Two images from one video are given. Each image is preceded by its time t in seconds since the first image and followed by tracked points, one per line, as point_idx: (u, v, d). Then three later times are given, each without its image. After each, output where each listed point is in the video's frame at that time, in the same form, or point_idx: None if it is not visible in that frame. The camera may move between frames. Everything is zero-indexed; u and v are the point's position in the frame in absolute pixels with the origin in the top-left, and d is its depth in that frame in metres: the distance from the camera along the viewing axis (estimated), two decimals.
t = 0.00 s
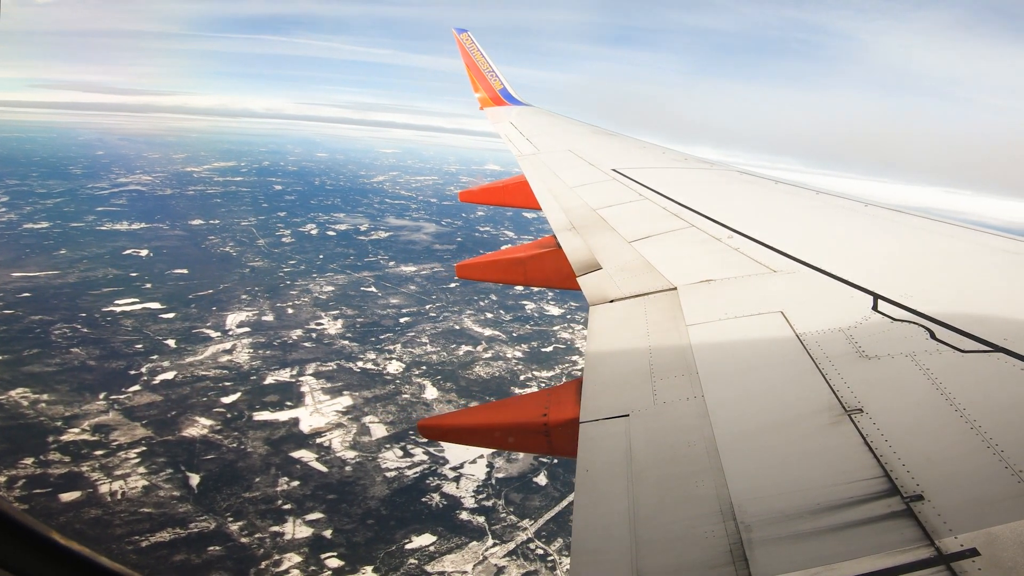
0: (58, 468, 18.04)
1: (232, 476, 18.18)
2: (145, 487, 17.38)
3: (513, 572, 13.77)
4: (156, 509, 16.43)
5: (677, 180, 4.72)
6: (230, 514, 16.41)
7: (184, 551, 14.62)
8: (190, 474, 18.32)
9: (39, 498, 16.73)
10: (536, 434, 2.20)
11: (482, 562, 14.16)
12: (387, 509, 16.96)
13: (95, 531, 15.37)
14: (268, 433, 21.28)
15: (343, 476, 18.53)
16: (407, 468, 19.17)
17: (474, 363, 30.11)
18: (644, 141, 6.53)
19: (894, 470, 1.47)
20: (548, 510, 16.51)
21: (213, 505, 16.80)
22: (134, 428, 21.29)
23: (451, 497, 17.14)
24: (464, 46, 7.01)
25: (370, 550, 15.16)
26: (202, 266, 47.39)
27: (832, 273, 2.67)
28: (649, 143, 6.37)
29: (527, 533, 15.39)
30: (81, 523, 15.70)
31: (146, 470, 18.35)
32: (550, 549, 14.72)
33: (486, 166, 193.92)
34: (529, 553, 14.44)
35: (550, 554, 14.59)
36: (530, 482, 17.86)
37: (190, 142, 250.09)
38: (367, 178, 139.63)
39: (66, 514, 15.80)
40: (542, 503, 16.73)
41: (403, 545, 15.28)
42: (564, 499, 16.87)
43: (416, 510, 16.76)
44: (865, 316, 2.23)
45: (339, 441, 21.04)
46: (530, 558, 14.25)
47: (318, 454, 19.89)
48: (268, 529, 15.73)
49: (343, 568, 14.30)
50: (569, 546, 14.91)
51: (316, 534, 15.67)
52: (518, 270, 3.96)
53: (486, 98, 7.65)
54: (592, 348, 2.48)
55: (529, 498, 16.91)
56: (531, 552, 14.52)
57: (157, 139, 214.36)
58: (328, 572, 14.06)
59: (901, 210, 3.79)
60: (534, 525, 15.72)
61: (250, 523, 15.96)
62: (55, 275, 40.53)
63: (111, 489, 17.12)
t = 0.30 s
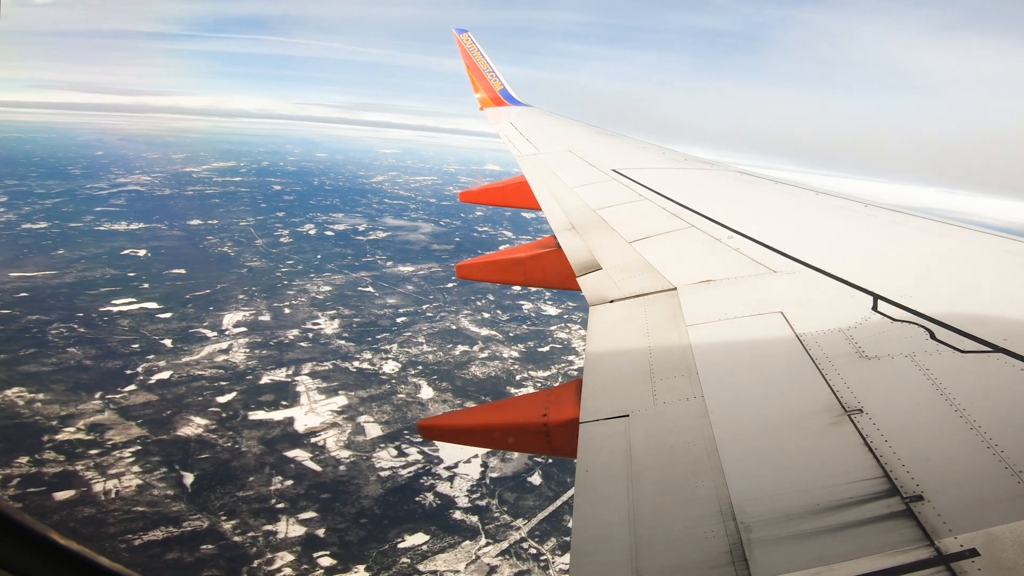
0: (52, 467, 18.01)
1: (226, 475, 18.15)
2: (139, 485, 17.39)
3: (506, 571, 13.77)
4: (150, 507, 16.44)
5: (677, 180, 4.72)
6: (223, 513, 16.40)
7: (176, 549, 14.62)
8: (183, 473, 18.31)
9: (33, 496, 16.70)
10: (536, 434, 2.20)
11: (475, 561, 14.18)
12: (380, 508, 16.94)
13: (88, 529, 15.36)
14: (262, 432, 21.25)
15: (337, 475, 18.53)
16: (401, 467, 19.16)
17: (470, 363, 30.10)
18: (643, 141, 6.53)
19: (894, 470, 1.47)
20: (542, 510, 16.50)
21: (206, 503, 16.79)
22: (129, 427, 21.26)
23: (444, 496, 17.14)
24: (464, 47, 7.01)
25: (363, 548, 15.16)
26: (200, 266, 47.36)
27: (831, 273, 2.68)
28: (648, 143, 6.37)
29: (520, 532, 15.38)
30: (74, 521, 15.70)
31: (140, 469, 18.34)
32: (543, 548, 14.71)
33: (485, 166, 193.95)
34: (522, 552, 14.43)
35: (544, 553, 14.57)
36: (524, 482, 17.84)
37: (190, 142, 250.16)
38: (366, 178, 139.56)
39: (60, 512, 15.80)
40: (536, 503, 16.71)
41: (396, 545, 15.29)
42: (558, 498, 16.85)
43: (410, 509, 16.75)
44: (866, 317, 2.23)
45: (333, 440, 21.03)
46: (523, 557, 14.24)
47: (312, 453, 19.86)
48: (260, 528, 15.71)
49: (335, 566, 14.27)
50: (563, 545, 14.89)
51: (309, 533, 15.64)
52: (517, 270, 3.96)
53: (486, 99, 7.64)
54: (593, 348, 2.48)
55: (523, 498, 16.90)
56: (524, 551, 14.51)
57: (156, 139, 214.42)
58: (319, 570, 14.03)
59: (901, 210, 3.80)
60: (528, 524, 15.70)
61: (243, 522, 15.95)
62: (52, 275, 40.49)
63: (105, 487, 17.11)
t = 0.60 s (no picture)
0: (47, 466, 18.02)
1: (220, 474, 18.15)
2: (133, 484, 17.38)
3: (498, 571, 13.80)
4: (143, 506, 16.46)
5: (677, 180, 4.72)
6: (217, 512, 16.42)
7: (169, 548, 14.65)
8: (177, 472, 18.32)
9: (27, 495, 16.71)
10: (536, 434, 2.20)
11: (467, 560, 14.23)
12: (374, 507, 16.97)
13: (82, 527, 15.36)
14: (257, 431, 21.26)
15: (331, 475, 18.55)
16: (395, 467, 19.19)
17: (466, 363, 30.09)
18: (642, 142, 6.53)
19: (893, 470, 1.47)
20: (535, 509, 16.47)
21: (200, 503, 16.81)
22: (124, 426, 21.27)
23: (438, 495, 17.16)
24: (464, 47, 7.02)
25: (356, 547, 15.18)
26: (198, 266, 47.38)
27: (831, 273, 2.68)
28: (648, 143, 6.37)
29: (513, 532, 15.37)
30: (68, 519, 15.71)
31: (134, 468, 18.34)
32: (536, 548, 14.68)
33: (484, 166, 193.97)
34: (515, 552, 14.44)
35: (536, 553, 14.56)
36: (518, 481, 17.82)
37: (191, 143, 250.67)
38: (366, 178, 139.66)
39: (54, 510, 15.82)
40: (530, 502, 16.69)
41: (389, 544, 15.31)
42: (551, 498, 16.82)
43: (403, 508, 16.78)
44: (866, 317, 2.23)
45: (327, 440, 21.05)
46: (515, 557, 14.24)
47: (307, 453, 19.87)
48: (253, 526, 15.72)
49: (327, 565, 14.28)
50: (555, 545, 14.88)
51: (302, 532, 15.61)
52: (517, 270, 3.97)
53: (486, 99, 7.64)
54: (592, 349, 2.47)
55: (516, 497, 16.88)
56: (517, 550, 14.51)
57: (157, 139, 214.85)
58: (310, 569, 14.04)
59: (900, 210, 3.80)
60: (521, 524, 15.68)
61: (236, 520, 15.97)
62: (50, 275, 40.51)
63: (99, 485, 17.13)
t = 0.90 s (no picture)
0: (42, 465, 17.98)
1: (214, 473, 18.14)
2: (127, 483, 17.32)
3: (491, 569, 13.84)
4: (137, 505, 16.43)
5: (677, 180, 4.72)
6: (210, 510, 16.40)
7: (162, 546, 14.65)
8: (172, 471, 18.31)
9: (22, 494, 16.70)
10: (536, 434, 2.20)
11: (460, 559, 14.30)
12: (367, 506, 16.98)
13: (75, 526, 15.33)
14: (252, 431, 21.27)
15: (325, 474, 18.54)
16: (388, 466, 19.20)
17: (462, 363, 30.10)
18: (641, 141, 6.54)
19: (893, 470, 1.47)
20: (529, 509, 16.46)
21: (193, 501, 16.80)
22: (119, 425, 21.25)
23: (432, 495, 17.19)
24: (464, 46, 7.01)
25: (348, 547, 15.07)
26: (195, 266, 47.37)
27: (830, 273, 2.68)
28: (647, 142, 6.38)
29: (507, 531, 15.39)
30: (61, 518, 15.69)
31: (128, 467, 18.31)
32: (529, 547, 14.69)
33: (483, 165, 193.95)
34: (508, 551, 14.46)
35: (529, 552, 14.56)
36: (512, 481, 17.83)
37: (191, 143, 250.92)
38: (365, 179, 139.74)
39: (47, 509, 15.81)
40: (523, 502, 16.69)
41: (382, 543, 15.32)
42: (545, 498, 16.82)
43: (396, 507, 16.79)
44: (866, 316, 2.23)
45: (322, 439, 21.03)
46: (508, 556, 14.25)
47: (301, 452, 19.89)
48: (246, 525, 15.70)
49: (319, 565, 14.14)
50: (548, 544, 14.89)
51: (294, 530, 15.63)
52: (517, 269, 3.96)
53: (485, 98, 7.64)
54: (592, 348, 2.47)
55: (510, 497, 16.89)
56: (510, 549, 14.53)
57: (157, 139, 215.03)
58: (303, 568, 14.08)
59: (901, 210, 3.79)
60: (514, 523, 15.69)
61: (229, 519, 15.96)
62: (48, 275, 40.46)
63: (92, 484, 17.11)
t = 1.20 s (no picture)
0: (37, 464, 17.93)
1: (208, 472, 18.12)
2: (121, 482, 17.16)
3: (483, 568, 13.85)
4: (131, 503, 16.38)
5: (676, 180, 4.72)
6: (204, 509, 16.37)
7: (155, 545, 14.62)
8: (167, 470, 18.28)
9: (16, 492, 16.66)
10: (536, 434, 2.19)
11: (452, 559, 14.36)
12: (360, 505, 16.96)
13: (68, 524, 15.30)
14: (247, 430, 21.26)
15: (320, 473, 18.52)
16: (383, 465, 19.19)
17: (459, 362, 30.09)
18: (640, 142, 6.54)
19: (893, 470, 1.47)
20: (523, 508, 16.43)
21: (187, 500, 16.77)
22: (114, 425, 21.23)
23: (425, 494, 17.19)
24: (464, 47, 7.01)
25: (341, 545, 15.19)
26: (193, 266, 47.35)
27: (830, 274, 2.68)
28: (647, 143, 6.39)
29: (500, 530, 15.36)
30: (55, 516, 15.64)
31: (123, 466, 18.27)
32: (522, 546, 14.66)
33: (482, 165, 194.02)
34: (500, 550, 14.45)
35: (522, 551, 14.53)
36: (506, 480, 17.81)
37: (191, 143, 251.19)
38: (364, 179, 139.72)
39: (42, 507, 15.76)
40: (517, 502, 16.66)
41: (374, 542, 15.31)
42: (539, 497, 16.78)
43: (390, 506, 16.77)
44: (866, 317, 2.23)
45: (317, 438, 21.00)
46: (501, 556, 14.24)
47: (296, 451, 19.85)
48: (240, 524, 15.70)
49: (312, 563, 14.34)
50: (542, 544, 14.86)
51: (287, 529, 15.61)
52: (518, 270, 3.96)
53: (486, 99, 7.64)
54: (592, 349, 2.48)
55: (504, 497, 16.86)
56: (503, 549, 14.52)
57: (156, 139, 215.18)
58: (295, 567, 14.08)
59: (901, 210, 3.80)
60: (508, 523, 15.67)
61: (223, 518, 15.94)
62: (46, 275, 40.42)
63: (87, 483, 17.04)
